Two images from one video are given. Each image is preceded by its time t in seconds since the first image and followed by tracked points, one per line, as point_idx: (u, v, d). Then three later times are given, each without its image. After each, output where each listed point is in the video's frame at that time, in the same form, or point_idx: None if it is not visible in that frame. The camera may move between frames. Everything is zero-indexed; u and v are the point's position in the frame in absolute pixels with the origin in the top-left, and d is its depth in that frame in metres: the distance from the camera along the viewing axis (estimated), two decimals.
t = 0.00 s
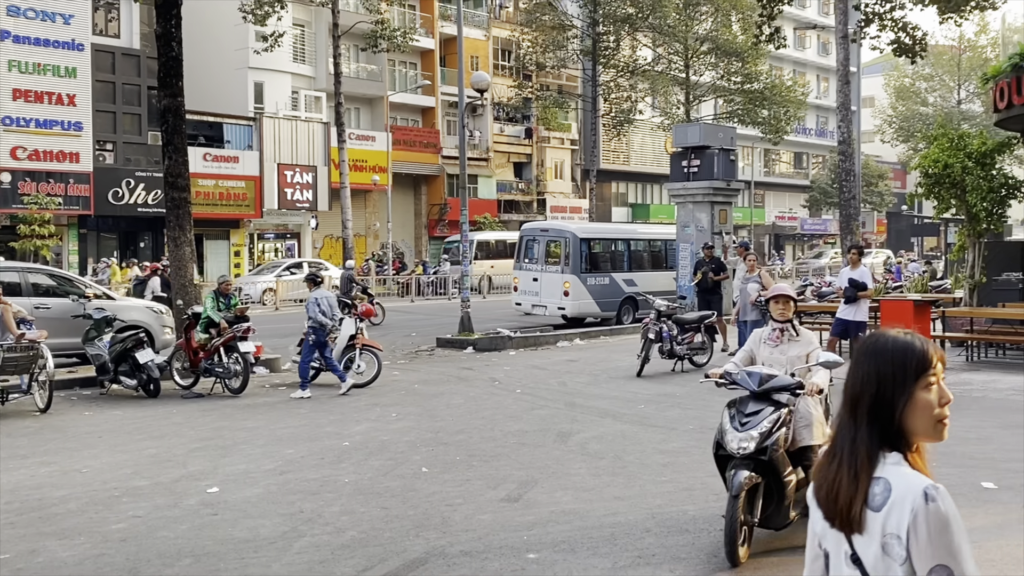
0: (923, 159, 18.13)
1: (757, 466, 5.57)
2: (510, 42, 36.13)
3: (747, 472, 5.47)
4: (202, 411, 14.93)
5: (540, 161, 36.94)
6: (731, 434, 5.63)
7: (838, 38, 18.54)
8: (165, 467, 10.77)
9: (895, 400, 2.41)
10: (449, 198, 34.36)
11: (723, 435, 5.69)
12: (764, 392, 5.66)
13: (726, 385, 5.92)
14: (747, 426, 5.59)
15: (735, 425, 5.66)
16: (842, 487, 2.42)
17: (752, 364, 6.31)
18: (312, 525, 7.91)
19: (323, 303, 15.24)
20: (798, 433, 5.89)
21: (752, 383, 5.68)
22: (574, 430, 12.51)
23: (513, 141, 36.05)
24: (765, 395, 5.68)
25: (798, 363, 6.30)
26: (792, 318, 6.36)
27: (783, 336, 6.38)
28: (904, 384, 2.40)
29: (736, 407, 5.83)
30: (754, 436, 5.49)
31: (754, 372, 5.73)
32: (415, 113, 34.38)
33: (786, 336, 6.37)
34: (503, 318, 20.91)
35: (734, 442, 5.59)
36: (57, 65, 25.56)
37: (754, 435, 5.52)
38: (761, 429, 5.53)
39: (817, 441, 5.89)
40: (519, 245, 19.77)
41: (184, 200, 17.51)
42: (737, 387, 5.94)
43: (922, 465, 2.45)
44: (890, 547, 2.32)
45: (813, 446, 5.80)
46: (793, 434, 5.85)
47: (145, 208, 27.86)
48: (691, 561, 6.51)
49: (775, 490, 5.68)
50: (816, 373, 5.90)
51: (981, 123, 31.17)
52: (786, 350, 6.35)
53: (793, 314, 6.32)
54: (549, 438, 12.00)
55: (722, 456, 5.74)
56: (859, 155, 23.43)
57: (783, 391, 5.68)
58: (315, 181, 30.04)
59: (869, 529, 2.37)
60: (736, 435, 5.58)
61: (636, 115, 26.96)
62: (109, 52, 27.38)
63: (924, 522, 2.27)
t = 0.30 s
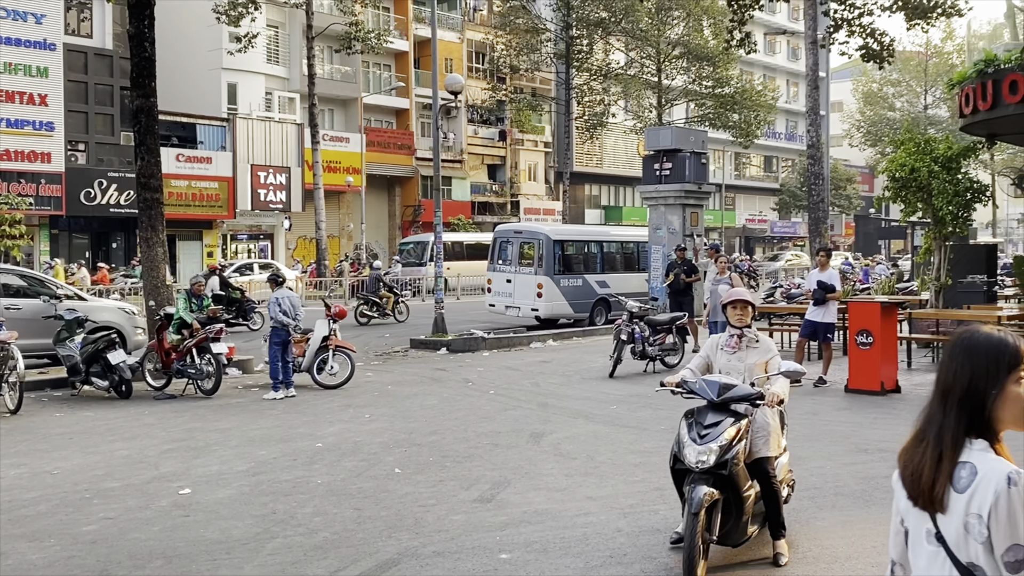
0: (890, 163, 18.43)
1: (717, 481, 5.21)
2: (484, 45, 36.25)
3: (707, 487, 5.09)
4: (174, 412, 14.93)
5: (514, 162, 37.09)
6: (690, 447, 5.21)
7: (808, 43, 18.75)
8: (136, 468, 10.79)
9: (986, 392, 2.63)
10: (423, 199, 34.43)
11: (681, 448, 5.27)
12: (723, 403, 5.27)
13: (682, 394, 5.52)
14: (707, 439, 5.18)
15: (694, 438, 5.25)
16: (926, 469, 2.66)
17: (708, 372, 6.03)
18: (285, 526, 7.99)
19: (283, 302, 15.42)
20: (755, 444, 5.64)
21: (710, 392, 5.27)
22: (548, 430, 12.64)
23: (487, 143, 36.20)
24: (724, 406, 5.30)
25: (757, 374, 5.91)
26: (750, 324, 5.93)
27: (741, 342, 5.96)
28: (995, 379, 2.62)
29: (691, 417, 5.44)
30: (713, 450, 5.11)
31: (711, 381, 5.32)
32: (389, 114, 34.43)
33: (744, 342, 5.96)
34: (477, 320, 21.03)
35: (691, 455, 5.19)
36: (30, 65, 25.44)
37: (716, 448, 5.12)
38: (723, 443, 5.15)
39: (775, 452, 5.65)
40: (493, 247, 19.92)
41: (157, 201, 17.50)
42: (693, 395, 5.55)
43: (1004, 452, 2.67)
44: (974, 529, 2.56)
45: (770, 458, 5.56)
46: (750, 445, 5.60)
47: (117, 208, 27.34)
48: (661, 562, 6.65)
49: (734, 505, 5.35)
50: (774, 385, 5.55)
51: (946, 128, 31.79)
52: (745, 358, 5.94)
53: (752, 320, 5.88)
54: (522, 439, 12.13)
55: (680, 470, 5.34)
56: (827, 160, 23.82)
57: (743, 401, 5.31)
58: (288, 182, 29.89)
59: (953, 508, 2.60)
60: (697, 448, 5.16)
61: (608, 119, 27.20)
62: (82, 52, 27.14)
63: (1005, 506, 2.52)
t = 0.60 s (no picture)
0: (858, 167, 18.78)
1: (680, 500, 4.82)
2: (461, 48, 36.39)
3: (673, 508, 4.71)
4: (151, 412, 15.04)
5: (490, 165, 37.33)
6: (652, 464, 4.79)
7: (779, 50, 19.09)
8: (113, 467, 10.92)
9: None
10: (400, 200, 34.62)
11: (641, 465, 4.85)
12: (684, 417, 4.89)
13: (638, 406, 5.10)
14: (669, 456, 4.77)
15: (655, 454, 4.83)
16: None
17: (665, 380, 5.70)
18: (261, 524, 8.18)
19: (255, 305, 15.47)
20: (715, 456, 5.33)
21: (670, 403, 4.89)
22: (523, 429, 12.86)
23: (463, 146, 36.44)
24: (685, 419, 4.92)
25: (716, 385, 5.56)
26: (708, 331, 5.60)
27: (699, 350, 5.63)
28: None
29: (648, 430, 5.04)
30: (678, 468, 4.72)
31: (672, 392, 4.95)
32: (366, 116, 34.62)
33: (703, 350, 5.62)
34: (452, 320, 21.26)
35: (653, 473, 4.77)
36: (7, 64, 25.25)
37: (680, 467, 4.73)
38: (688, 460, 4.76)
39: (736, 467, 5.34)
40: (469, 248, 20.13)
41: (134, 201, 17.58)
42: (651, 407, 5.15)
43: None
44: None
45: (734, 474, 5.25)
46: (711, 459, 5.27)
47: (93, 209, 27.01)
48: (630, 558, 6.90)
49: (697, 525, 4.98)
50: (734, 394, 5.23)
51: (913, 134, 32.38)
52: (703, 367, 5.60)
53: (710, 327, 5.55)
54: (497, 438, 12.34)
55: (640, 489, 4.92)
56: (797, 163, 24.25)
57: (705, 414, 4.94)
58: (265, 183, 30.03)
59: None
60: (658, 465, 4.76)
61: (582, 123, 27.53)
62: (59, 53, 26.86)
63: None
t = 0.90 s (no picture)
0: (833, 170, 18.89)
1: (654, 525, 4.47)
2: (441, 49, 36.38)
3: (647, 535, 4.35)
4: (125, 412, 14.93)
5: (468, 166, 37.34)
6: (623, 486, 4.43)
7: (756, 53, 19.16)
8: (86, 468, 10.82)
9: None
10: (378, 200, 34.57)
11: (611, 487, 4.49)
12: (653, 434, 4.56)
13: (605, 425, 4.78)
14: (642, 477, 4.42)
15: (626, 475, 4.47)
16: None
17: (626, 396, 5.30)
18: (235, 525, 8.13)
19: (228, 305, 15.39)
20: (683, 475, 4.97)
21: (638, 419, 4.56)
22: (498, 430, 12.85)
23: (442, 146, 36.42)
24: (655, 437, 4.58)
25: (679, 399, 5.18)
26: (668, 341, 5.18)
27: (659, 362, 5.19)
28: None
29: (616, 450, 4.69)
30: (651, 491, 4.36)
31: (639, 407, 4.62)
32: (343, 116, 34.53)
33: (663, 362, 5.18)
34: (430, 321, 21.25)
35: (624, 496, 4.41)
36: None
37: (654, 489, 4.37)
38: (661, 482, 4.41)
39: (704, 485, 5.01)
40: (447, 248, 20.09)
41: (108, 200, 17.43)
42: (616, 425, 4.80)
43: None
44: None
45: (703, 494, 4.91)
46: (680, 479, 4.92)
47: (68, 207, 26.69)
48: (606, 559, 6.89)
49: (670, 551, 4.61)
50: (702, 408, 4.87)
51: (887, 137, 32.71)
52: (665, 380, 5.18)
53: (669, 338, 5.12)
54: (474, 439, 12.32)
55: (610, 513, 4.57)
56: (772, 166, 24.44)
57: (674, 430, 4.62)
58: (241, 182, 29.61)
59: None
60: (629, 487, 4.40)
61: (560, 124, 27.59)
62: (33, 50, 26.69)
63: None
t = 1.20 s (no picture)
0: (791, 181, 20.51)
1: (621, 536, 4.18)
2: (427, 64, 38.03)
3: (614, 546, 4.06)
4: (130, 404, 16.13)
5: (453, 175, 38.98)
6: (591, 496, 4.13)
7: (719, 72, 20.77)
8: (93, 456, 11.95)
9: None
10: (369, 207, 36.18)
11: (578, 496, 4.20)
12: (618, 441, 4.29)
13: (569, 432, 4.48)
14: (610, 487, 4.13)
15: (593, 484, 4.19)
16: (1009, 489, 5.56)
17: (586, 405, 5.07)
18: (232, 510, 8.90)
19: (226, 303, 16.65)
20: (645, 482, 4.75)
21: (602, 426, 4.29)
22: (475, 423, 14.06)
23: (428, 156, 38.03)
24: (620, 444, 4.32)
25: (640, 406, 4.96)
26: (624, 346, 4.96)
27: (616, 368, 4.97)
28: None
29: (581, 458, 4.40)
30: (621, 500, 4.08)
31: (604, 414, 4.34)
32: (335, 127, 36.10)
33: (620, 368, 4.96)
34: (416, 319, 22.70)
35: (592, 506, 4.11)
36: None
37: (622, 499, 4.09)
38: (630, 491, 4.13)
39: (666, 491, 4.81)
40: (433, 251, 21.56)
41: (114, 205, 18.65)
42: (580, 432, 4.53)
43: None
44: None
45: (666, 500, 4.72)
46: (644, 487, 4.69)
47: (77, 212, 27.81)
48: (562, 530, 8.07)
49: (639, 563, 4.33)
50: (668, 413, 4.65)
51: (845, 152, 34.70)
52: (623, 387, 4.96)
53: (625, 343, 4.89)
54: (454, 430, 13.61)
55: (575, 525, 4.25)
56: (734, 176, 26.27)
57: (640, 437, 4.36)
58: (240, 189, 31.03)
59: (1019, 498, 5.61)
60: (596, 498, 4.11)
61: (539, 136, 29.26)
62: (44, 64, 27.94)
63: None
